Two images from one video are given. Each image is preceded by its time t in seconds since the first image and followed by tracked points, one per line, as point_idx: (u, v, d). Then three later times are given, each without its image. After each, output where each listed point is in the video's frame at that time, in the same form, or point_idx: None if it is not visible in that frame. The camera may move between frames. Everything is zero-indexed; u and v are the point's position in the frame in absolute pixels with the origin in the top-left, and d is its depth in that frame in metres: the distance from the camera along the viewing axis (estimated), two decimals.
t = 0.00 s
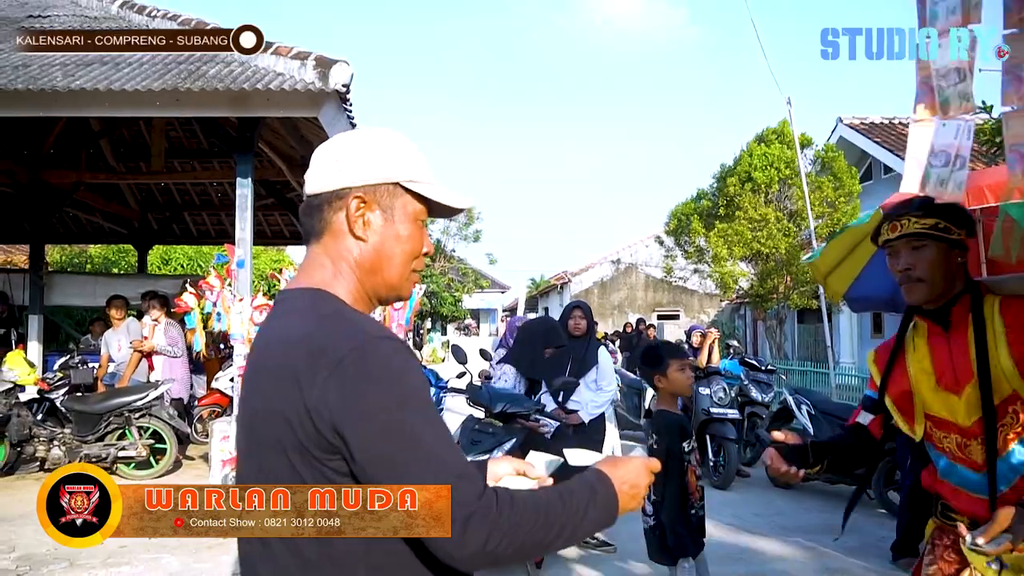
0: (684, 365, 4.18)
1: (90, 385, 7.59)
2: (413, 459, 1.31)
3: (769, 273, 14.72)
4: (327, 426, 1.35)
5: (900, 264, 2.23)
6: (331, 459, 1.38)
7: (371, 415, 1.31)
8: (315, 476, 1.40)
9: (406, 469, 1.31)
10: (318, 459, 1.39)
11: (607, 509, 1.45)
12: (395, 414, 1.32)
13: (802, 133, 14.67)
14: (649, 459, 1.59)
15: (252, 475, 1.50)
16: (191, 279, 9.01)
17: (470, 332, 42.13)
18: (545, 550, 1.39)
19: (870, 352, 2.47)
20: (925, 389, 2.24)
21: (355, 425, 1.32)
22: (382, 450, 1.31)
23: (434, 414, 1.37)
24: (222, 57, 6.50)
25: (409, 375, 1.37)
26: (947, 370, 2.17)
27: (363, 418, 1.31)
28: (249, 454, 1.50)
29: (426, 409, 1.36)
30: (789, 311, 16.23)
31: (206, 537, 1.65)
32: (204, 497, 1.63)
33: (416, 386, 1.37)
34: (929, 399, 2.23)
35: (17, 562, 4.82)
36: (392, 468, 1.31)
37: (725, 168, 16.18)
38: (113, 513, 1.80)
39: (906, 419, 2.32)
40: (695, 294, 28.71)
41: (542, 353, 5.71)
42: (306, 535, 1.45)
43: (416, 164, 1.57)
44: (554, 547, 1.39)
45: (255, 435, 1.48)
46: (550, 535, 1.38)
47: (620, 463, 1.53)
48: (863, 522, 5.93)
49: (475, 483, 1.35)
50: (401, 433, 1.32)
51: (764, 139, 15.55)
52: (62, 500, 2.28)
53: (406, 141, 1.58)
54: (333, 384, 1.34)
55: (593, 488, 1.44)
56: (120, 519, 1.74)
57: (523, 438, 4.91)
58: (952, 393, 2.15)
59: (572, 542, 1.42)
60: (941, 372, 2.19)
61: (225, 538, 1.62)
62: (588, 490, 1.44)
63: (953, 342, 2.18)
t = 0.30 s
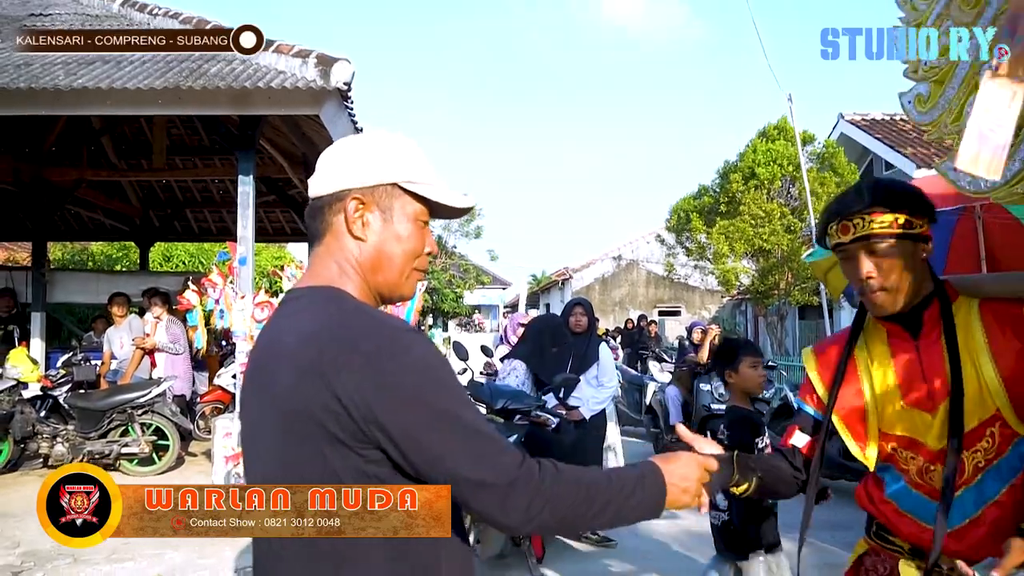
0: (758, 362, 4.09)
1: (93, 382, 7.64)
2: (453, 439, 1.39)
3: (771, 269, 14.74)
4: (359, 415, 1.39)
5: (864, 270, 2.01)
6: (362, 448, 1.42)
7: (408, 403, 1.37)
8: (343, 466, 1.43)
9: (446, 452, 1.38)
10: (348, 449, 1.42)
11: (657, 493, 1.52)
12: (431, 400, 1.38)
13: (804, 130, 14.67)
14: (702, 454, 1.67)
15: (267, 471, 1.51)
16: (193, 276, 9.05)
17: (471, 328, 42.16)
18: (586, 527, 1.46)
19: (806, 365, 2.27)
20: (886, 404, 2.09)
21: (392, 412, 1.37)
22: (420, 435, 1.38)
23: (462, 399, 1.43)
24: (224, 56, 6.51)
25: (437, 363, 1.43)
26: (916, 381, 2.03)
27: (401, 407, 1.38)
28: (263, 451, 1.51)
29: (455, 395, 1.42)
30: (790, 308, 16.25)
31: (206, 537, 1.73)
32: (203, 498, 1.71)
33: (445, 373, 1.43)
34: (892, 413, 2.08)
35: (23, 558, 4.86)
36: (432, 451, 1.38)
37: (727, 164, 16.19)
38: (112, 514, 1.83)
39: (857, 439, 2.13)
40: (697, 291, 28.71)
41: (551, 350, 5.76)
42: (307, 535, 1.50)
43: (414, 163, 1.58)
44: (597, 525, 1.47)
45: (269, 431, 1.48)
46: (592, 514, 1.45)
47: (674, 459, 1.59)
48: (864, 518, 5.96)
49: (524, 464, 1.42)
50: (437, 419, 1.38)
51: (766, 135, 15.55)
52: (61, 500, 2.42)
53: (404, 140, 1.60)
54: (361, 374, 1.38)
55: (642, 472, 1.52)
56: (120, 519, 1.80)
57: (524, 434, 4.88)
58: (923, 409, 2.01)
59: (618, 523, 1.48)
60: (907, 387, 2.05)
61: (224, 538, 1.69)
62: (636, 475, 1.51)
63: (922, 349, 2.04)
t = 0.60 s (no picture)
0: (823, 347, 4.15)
1: (93, 370, 7.67)
2: (443, 433, 1.39)
3: (770, 258, 14.74)
4: (353, 401, 1.40)
5: (916, 255, 1.70)
6: (355, 434, 1.43)
7: (403, 392, 1.38)
8: (335, 451, 1.43)
9: (433, 446, 1.38)
10: (341, 434, 1.43)
11: (647, 507, 1.54)
12: (425, 392, 1.39)
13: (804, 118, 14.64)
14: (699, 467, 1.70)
15: (265, 451, 1.53)
16: (193, 265, 9.07)
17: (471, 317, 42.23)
18: (567, 534, 1.46)
19: (792, 371, 1.97)
20: (900, 414, 1.82)
21: (386, 401, 1.38)
22: (410, 427, 1.38)
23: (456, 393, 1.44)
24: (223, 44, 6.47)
25: (431, 355, 1.43)
26: (939, 389, 1.79)
27: (392, 396, 1.38)
28: (262, 430, 1.53)
29: (448, 386, 1.44)
30: (790, 297, 16.27)
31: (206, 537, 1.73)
32: (203, 497, 1.72)
33: (441, 367, 1.44)
34: (907, 427, 1.81)
35: (25, 545, 4.89)
36: (422, 443, 1.38)
37: (727, 153, 16.18)
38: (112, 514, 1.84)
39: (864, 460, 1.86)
40: (697, 280, 28.65)
41: (545, 347, 5.74)
42: (306, 535, 1.52)
43: (414, 151, 1.59)
44: (580, 533, 1.47)
45: (268, 411, 1.51)
46: (574, 521, 1.45)
47: (670, 471, 1.63)
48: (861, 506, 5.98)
49: (509, 465, 1.44)
50: (428, 410, 1.38)
51: (766, 124, 15.53)
52: (60, 501, 2.62)
53: (403, 128, 1.61)
54: (358, 361, 1.39)
55: (636, 485, 1.54)
56: (120, 519, 1.84)
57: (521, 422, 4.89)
58: (950, 422, 1.77)
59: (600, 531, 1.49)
60: (929, 392, 1.79)
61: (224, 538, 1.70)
62: (629, 482, 1.54)
63: (946, 347, 1.81)
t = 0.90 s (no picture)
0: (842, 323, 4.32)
1: (94, 363, 7.69)
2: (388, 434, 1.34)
3: (771, 251, 14.76)
4: (315, 396, 1.39)
5: None
6: (319, 430, 1.42)
7: (354, 390, 1.35)
8: (305, 443, 1.44)
9: (377, 447, 1.34)
10: (307, 428, 1.43)
11: (559, 491, 1.46)
12: (375, 392, 1.35)
13: (803, 112, 14.63)
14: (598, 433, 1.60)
15: (255, 440, 1.56)
16: (194, 258, 9.08)
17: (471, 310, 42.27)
18: (491, 531, 1.40)
19: (868, 381, 1.34)
20: None
21: (341, 399, 1.35)
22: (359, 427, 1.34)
23: (420, 393, 1.40)
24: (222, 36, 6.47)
25: (390, 355, 1.38)
26: None
27: (350, 391, 1.35)
28: (255, 419, 1.56)
29: (413, 383, 1.40)
30: (790, 290, 16.28)
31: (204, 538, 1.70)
32: (202, 498, 1.67)
33: (400, 366, 1.39)
34: None
35: (27, 537, 4.91)
36: (369, 443, 1.34)
37: (727, 147, 16.17)
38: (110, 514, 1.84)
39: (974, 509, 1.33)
40: (697, 274, 28.48)
41: (540, 342, 5.81)
42: (308, 535, 1.49)
43: (438, 160, 1.59)
44: (505, 527, 1.42)
45: (259, 404, 1.54)
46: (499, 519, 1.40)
47: (572, 442, 1.55)
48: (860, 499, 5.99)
49: (443, 469, 1.38)
50: (379, 411, 1.34)
51: (765, 117, 15.52)
52: (61, 501, 2.61)
53: (428, 133, 1.61)
54: (330, 360, 1.37)
55: (549, 468, 1.46)
56: (120, 519, 1.85)
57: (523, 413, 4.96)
58: None
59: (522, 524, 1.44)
60: None
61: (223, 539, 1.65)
62: (541, 466, 1.47)
63: None
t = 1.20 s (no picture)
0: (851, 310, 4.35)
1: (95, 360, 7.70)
2: (379, 433, 1.34)
3: (771, 248, 14.76)
4: (304, 395, 1.39)
5: None
6: (309, 429, 1.42)
7: (343, 389, 1.35)
8: (297, 442, 1.45)
9: (369, 445, 1.34)
10: (298, 427, 1.43)
11: (536, 485, 1.49)
12: (365, 390, 1.35)
13: (803, 108, 14.62)
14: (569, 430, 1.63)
15: (247, 440, 1.57)
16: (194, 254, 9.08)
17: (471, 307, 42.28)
18: (480, 525, 1.42)
19: None
20: None
21: (332, 397, 1.36)
22: (350, 425, 1.34)
23: (412, 390, 1.41)
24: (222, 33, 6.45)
25: (380, 352, 1.38)
26: None
27: (338, 389, 1.35)
28: (247, 418, 1.57)
29: (405, 379, 1.40)
30: (790, 287, 16.28)
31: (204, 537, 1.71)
32: (203, 498, 1.69)
33: (391, 363, 1.39)
34: None
35: (28, 533, 4.92)
36: (361, 441, 1.34)
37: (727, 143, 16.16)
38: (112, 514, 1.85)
39: None
40: (697, 270, 28.47)
41: (540, 338, 5.83)
42: (308, 535, 1.49)
43: (420, 148, 1.58)
44: (492, 523, 1.43)
45: (249, 403, 1.55)
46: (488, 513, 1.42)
47: (547, 439, 1.57)
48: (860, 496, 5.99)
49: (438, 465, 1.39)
50: (371, 409, 1.34)
51: (764, 114, 15.50)
52: (61, 501, 2.64)
53: (410, 123, 1.60)
54: (317, 359, 1.38)
55: (526, 464, 1.49)
56: (120, 519, 1.86)
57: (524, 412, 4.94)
58: None
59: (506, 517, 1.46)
60: None
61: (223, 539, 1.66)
62: (522, 464, 1.48)
63: None
